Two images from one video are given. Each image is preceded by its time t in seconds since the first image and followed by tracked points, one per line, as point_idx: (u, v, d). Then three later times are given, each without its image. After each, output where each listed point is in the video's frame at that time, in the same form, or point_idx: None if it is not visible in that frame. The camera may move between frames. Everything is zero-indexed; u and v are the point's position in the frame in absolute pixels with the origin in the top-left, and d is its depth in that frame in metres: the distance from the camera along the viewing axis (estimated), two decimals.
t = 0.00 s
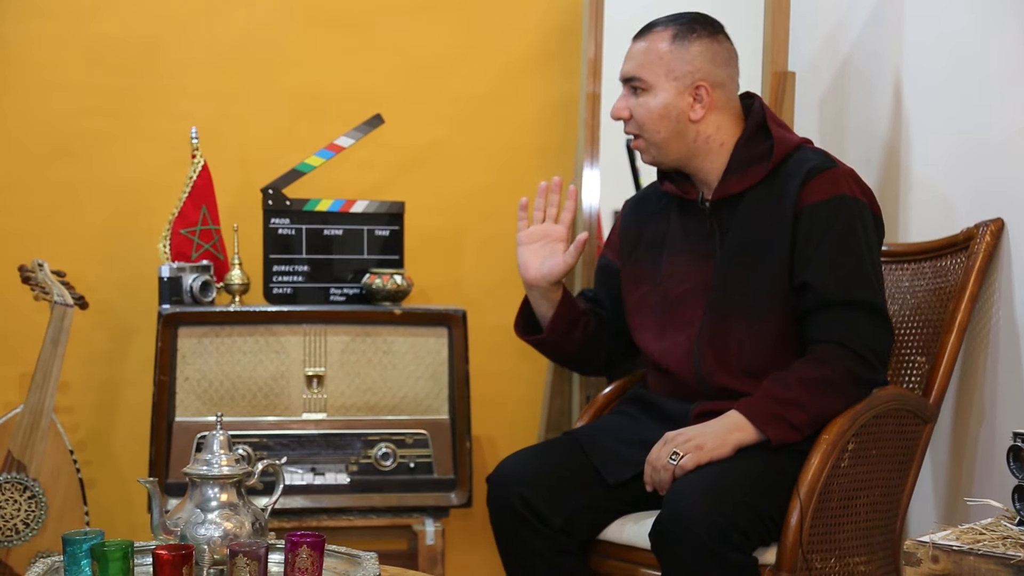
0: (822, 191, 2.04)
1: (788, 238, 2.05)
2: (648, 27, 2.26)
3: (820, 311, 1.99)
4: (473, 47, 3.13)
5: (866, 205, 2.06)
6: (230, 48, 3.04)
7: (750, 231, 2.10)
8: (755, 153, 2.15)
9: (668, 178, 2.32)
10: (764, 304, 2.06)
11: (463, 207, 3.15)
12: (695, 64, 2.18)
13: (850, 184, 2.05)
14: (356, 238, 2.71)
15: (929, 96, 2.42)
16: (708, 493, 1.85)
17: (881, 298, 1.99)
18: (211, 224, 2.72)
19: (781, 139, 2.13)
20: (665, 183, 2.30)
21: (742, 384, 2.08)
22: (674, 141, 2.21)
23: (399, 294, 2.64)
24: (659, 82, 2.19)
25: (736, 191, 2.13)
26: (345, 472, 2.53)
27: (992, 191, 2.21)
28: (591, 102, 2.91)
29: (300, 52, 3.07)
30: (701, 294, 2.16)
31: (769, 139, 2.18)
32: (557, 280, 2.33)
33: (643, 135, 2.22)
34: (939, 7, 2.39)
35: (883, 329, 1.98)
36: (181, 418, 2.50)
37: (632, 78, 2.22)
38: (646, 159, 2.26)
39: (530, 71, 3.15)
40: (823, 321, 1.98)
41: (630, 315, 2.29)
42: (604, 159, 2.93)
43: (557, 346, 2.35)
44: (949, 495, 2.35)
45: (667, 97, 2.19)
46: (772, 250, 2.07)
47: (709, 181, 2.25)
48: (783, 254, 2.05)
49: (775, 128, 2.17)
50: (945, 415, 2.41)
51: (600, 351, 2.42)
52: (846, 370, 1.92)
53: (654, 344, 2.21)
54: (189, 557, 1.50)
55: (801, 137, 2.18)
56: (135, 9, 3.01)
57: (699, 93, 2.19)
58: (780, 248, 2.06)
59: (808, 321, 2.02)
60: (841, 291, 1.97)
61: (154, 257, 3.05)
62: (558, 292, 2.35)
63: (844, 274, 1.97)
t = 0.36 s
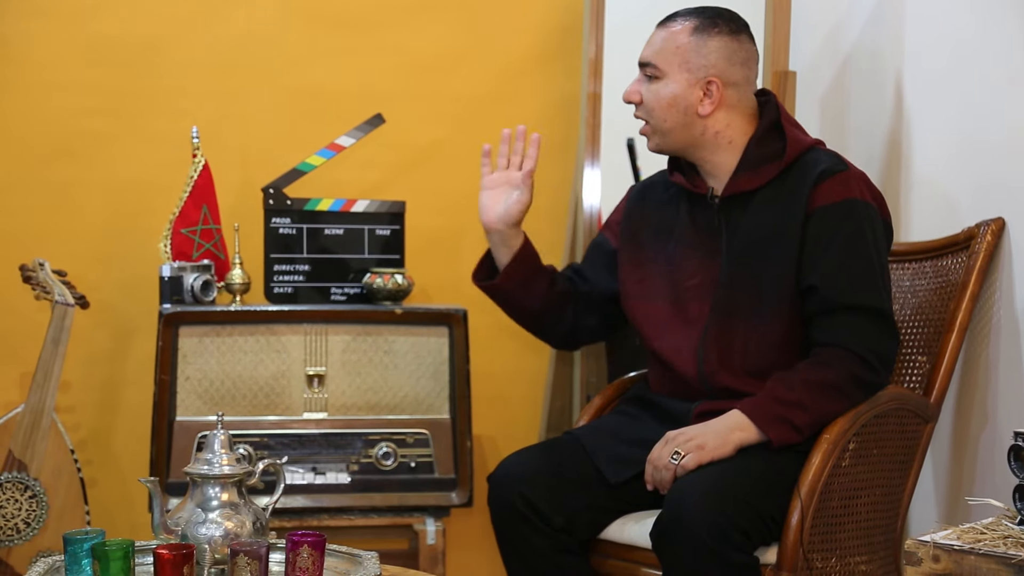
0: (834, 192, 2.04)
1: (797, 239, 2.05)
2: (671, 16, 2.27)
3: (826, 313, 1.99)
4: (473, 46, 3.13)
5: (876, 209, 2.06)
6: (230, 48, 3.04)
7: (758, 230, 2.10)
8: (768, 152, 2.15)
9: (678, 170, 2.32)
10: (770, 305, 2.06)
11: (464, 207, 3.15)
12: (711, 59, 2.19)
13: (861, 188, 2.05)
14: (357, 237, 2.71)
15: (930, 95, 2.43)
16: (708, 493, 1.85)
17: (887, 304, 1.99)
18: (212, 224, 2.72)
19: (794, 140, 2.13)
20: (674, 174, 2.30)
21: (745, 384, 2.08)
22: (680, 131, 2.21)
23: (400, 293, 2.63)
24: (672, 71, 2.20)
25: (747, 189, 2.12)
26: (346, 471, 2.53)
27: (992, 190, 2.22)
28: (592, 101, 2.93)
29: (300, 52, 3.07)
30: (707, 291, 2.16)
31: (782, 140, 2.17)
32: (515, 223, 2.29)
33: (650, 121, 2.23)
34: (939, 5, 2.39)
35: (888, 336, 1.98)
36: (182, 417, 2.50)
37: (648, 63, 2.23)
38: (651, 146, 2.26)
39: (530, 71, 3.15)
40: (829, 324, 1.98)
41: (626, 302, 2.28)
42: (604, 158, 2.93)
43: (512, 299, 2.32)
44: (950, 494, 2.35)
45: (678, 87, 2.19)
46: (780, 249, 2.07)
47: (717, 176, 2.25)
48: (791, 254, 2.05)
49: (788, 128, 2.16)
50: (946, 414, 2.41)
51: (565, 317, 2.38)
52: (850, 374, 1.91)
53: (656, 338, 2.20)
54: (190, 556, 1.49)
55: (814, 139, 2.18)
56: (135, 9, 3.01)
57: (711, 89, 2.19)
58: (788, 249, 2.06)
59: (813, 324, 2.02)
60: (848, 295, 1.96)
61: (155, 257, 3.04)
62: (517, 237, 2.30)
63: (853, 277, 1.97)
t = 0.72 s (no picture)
0: (832, 190, 2.04)
1: (796, 238, 2.05)
2: (651, 29, 2.27)
3: (825, 312, 1.99)
4: (474, 46, 3.13)
5: (874, 207, 2.06)
6: (230, 48, 3.04)
7: (758, 233, 2.10)
8: (763, 153, 2.15)
9: (676, 178, 2.32)
10: (771, 304, 2.06)
11: (464, 207, 3.15)
12: (697, 67, 2.19)
13: (859, 185, 2.05)
14: (358, 237, 2.71)
15: (931, 95, 2.43)
16: (710, 492, 1.85)
17: (887, 300, 1.99)
18: (213, 223, 2.72)
19: (790, 139, 2.14)
20: (672, 183, 2.30)
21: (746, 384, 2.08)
22: (674, 142, 2.22)
23: (401, 293, 2.63)
24: (659, 84, 2.20)
25: (745, 191, 2.12)
26: (347, 471, 2.53)
27: (992, 190, 2.22)
28: (591, 101, 2.92)
29: (300, 51, 3.07)
30: (708, 294, 2.16)
31: (778, 139, 2.17)
32: (557, 284, 2.33)
33: (643, 135, 2.24)
34: (940, 5, 2.39)
35: (889, 332, 1.98)
36: (183, 417, 2.50)
37: (634, 78, 2.23)
38: (646, 159, 2.27)
39: (530, 71, 3.15)
40: (829, 322, 1.98)
41: (637, 317, 2.30)
42: (606, 158, 2.93)
43: (564, 352, 2.35)
44: (951, 494, 2.36)
45: (667, 99, 2.20)
46: (780, 249, 2.07)
47: (715, 183, 2.25)
48: (791, 254, 2.05)
49: (784, 129, 2.17)
50: (947, 414, 2.41)
51: (613, 357, 2.41)
52: (850, 371, 1.91)
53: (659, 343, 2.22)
54: (192, 556, 1.49)
55: (810, 138, 2.18)
56: (135, 9, 3.01)
57: (699, 96, 2.19)
58: (787, 248, 2.05)
59: (813, 322, 2.02)
60: (847, 292, 1.96)
61: (156, 256, 3.05)
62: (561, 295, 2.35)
63: (851, 275, 1.97)
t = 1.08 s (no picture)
0: (833, 191, 2.04)
1: (797, 238, 2.05)
2: (660, 25, 2.26)
3: (826, 311, 1.99)
4: (474, 45, 3.13)
5: (876, 207, 2.06)
6: (230, 48, 3.04)
7: (759, 231, 2.10)
8: (767, 153, 2.15)
9: (677, 176, 2.33)
10: (772, 303, 2.06)
11: (465, 206, 3.15)
12: (705, 65, 2.19)
13: (861, 186, 2.05)
14: (359, 236, 2.71)
15: (932, 94, 2.42)
16: (710, 491, 1.85)
17: (889, 300, 1.99)
18: (214, 223, 2.72)
19: (793, 139, 2.13)
20: (675, 181, 2.30)
21: (747, 383, 2.08)
22: (679, 139, 2.21)
23: (401, 293, 2.63)
24: (667, 80, 2.20)
25: (748, 190, 2.12)
26: (348, 470, 2.53)
27: (993, 189, 2.22)
28: (592, 100, 2.92)
29: (300, 51, 3.07)
30: (709, 293, 2.16)
31: (781, 139, 2.17)
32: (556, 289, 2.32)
33: (649, 131, 2.23)
34: (941, 4, 2.39)
35: (891, 332, 1.98)
36: (184, 416, 2.50)
37: (641, 74, 2.23)
38: (652, 155, 2.27)
39: (530, 70, 3.15)
40: (830, 322, 1.98)
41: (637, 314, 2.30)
42: (606, 158, 2.93)
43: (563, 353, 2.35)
44: (951, 494, 2.36)
45: (674, 96, 2.19)
46: (781, 249, 2.07)
47: (718, 182, 2.25)
48: (791, 253, 2.05)
49: (787, 128, 2.16)
50: (948, 413, 2.41)
51: (611, 355, 2.43)
52: (851, 372, 1.91)
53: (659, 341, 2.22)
54: (192, 555, 1.49)
55: (812, 138, 2.18)
56: (135, 8, 3.01)
57: (706, 94, 2.19)
58: (788, 248, 2.06)
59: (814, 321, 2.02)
60: (848, 292, 1.96)
61: (156, 256, 3.05)
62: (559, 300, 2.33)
63: (853, 275, 1.97)
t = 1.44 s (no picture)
0: (839, 192, 2.04)
1: (802, 237, 2.05)
2: (683, 13, 2.27)
3: (829, 311, 2.00)
4: (475, 45, 3.13)
5: (882, 209, 2.06)
6: (230, 48, 3.04)
7: (763, 229, 2.10)
8: (773, 150, 2.15)
9: (683, 171, 2.32)
10: (775, 301, 2.07)
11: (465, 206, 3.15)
12: (722, 55, 2.19)
13: (867, 187, 2.05)
14: (359, 236, 2.71)
15: (933, 93, 2.42)
16: (711, 491, 1.85)
17: (892, 302, 1.99)
18: (215, 223, 2.72)
19: (799, 139, 2.13)
20: (679, 175, 2.30)
21: (751, 383, 2.08)
22: (687, 125, 2.20)
23: (402, 292, 2.63)
24: (683, 65, 2.20)
25: (752, 187, 2.13)
26: (348, 470, 2.53)
27: (993, 189, 2.22)
28: (592, 100, 2.93)
29: (300, 51, 3.07)
30: (712, 291, 2.15)
31: (788, 138, 2.16)
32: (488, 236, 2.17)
33: (657, 113, 2.23)
34: (942, 3, 2.39)
35: (892, 334, 1.98)
36: (184, 416, 2.50)
37: (658, 57, 2.23)
38: (656, 139, 2.26)
39: (531, 70, 3.15)
40: (833, 321, 1.98)
41: (635, 302, 2.27)
42: (607, 157, 2.93)
43: (498, 298, 2.20)
44: (952, 494, 2.36)
45: (687, 81, 2.19)
46: (785, 248, 2.07)
47: (721, 175, 2.25)
48: (796, 252, 2.05)
49: (794, 127, 2.16)
50: (949, 413, 2.41)
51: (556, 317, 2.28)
52: (852, 372, 1.91)
53: (660, 337, 2.21)
54: (193, 555, 1.49)
55: (818, 138, 2.18)
56: (135, 8, 3.01)
57: (719, 84, 2.19)
58: (793, 246, 2.06)
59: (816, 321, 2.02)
60: (852, 292, 1.97)
61: (157, 256, 3.05)
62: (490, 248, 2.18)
63: (858, 275, 1.98)
